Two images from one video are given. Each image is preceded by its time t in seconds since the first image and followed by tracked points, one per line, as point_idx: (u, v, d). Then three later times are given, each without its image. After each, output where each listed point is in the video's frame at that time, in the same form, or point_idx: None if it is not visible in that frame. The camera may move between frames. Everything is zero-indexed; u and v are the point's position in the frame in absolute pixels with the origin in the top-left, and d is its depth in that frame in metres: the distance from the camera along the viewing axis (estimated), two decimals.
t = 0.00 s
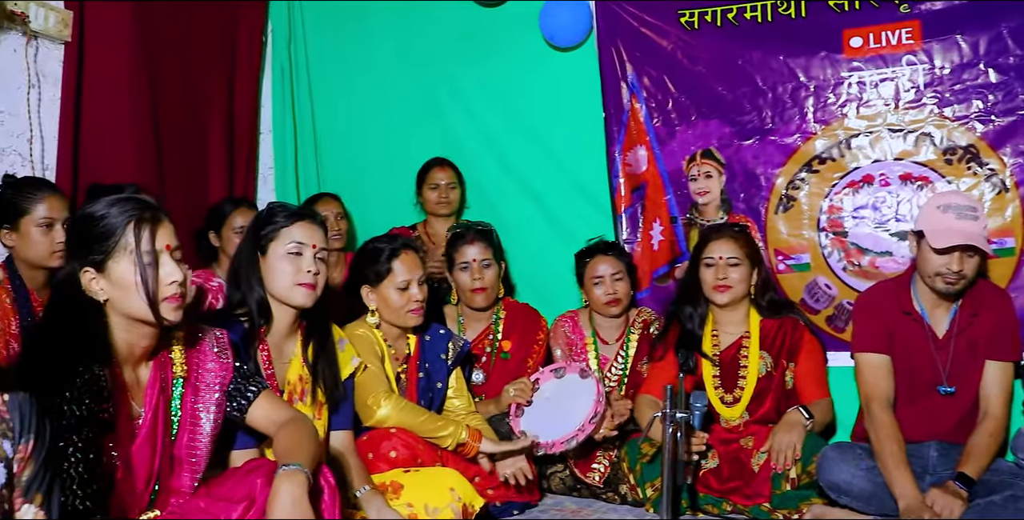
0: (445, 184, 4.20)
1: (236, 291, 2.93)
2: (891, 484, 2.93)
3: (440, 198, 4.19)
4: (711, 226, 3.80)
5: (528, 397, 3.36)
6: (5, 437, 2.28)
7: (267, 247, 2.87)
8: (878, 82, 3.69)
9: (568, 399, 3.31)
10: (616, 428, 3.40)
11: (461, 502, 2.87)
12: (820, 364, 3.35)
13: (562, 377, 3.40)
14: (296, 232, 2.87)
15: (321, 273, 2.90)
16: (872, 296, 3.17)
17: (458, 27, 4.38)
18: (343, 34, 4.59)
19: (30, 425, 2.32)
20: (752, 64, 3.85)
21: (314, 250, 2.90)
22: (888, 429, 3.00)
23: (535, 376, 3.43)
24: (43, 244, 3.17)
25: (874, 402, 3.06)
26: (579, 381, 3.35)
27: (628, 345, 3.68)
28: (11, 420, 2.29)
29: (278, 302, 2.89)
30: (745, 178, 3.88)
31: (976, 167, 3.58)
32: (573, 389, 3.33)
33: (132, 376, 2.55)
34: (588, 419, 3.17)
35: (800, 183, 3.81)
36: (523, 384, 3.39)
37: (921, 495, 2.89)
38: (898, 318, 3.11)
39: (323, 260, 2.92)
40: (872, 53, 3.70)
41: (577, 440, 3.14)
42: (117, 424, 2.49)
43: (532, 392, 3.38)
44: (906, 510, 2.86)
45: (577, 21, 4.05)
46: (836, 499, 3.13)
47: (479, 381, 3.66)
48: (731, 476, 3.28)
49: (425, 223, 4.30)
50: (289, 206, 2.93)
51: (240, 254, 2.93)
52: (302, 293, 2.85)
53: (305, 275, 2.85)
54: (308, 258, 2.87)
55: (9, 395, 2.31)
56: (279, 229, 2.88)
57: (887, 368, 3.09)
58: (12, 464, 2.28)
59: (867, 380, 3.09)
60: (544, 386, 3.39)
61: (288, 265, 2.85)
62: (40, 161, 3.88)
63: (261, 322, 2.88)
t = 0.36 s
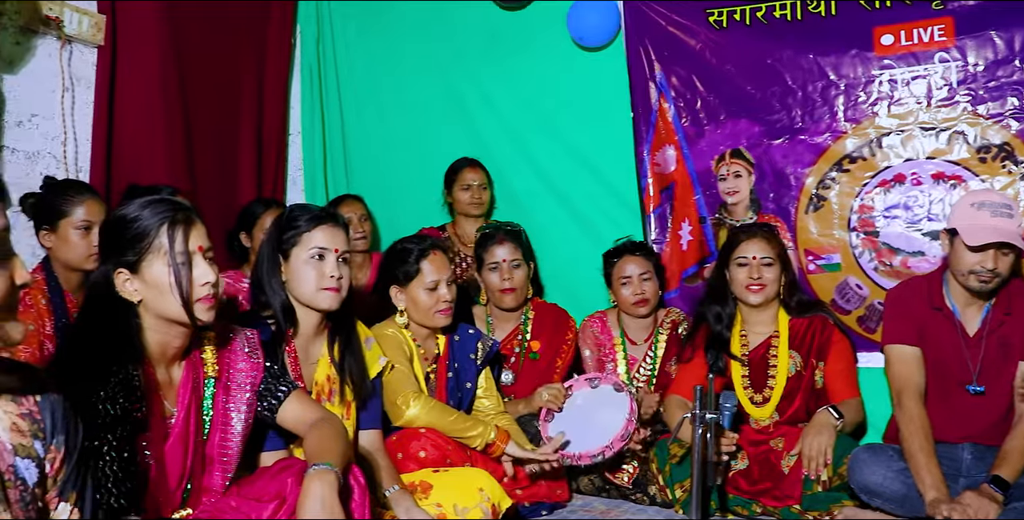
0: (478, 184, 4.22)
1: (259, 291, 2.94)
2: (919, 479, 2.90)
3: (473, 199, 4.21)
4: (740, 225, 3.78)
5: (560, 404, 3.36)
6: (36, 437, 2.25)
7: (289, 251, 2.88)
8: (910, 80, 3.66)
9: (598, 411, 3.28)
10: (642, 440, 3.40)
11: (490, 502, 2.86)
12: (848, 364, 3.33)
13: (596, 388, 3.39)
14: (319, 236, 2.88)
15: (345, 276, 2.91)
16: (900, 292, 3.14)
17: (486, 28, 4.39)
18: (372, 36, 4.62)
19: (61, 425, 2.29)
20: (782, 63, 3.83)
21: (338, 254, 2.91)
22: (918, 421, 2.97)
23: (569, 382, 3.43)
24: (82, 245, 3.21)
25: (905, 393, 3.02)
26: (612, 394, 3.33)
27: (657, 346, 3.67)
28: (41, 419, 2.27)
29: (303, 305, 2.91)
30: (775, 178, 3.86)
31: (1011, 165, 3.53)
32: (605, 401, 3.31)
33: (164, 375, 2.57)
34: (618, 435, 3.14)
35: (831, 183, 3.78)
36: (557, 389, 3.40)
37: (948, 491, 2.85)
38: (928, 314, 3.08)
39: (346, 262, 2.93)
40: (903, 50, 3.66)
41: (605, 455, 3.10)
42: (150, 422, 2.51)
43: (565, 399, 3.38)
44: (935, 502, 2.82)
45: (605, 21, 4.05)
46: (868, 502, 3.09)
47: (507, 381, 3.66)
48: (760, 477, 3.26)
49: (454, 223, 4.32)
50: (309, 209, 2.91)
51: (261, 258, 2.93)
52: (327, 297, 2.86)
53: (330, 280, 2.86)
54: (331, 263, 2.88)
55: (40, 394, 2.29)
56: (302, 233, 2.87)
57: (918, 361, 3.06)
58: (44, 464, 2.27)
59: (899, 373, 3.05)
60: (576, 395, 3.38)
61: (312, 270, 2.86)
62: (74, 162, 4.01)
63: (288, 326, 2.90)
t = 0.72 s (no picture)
0: (482, 186, 4.21)
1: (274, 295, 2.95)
2: (935, 483, 2.85)
3: (479, 201, 4.21)
4: (759, 225, 3.78)
5: (577, 401, 3.40)
6: (69, 432, 2.02)
7: (299, 253, 2.89)
8: (930, 78, 3.63)
9: (620, 403, 3.44)
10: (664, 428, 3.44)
11: (509, 502, 2.86)
12: (869, 364, 3.31)
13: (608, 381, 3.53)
14: (327, 235, 2.88)
15: (357, 272, 2.92)
16: (920, 291, 3.13)
17: (504, 28, 4.39)
18: (390, 36, 4.63)
19: (95, 420, 2.06)
20: (801, 62, 3.81)
21: (348, 251, 2.91)
22: (936, 424, 2.93)
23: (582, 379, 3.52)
24: (102, 248, 3.24)
25: (923, 395, 2.99)
26: (626, 387, 3.51)
27: (676, 346, 3.66)
28: (75, 414, 2.04)
29: (318, 306, 2.92)
30: (794, 177, 3.84)
31: None
32: (621, 394, 3.47)
33: (185, 375, 2.58)
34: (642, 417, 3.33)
35: (850, 182, 3.76)
36: (574, 386, 3.42)
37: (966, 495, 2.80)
38: (946, 316, 3.06)
39: (357, 258, 2.94)
40: (924, 48, 3.63)
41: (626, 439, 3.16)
42: (172, 422, 2.54)
43: (581, 394, 3.41)
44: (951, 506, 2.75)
45: (623, 20, 4.04)
46: (888, 503, 3.06)
47: (525, 382, 3.67)
48: (780, 478, 3.24)
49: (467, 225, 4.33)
50: (315, 208, 2.92)
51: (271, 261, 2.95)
52: (342, 294, 2.87)
53: (342, 277, 2.87)
54: (342, 261, 2.89)
55: (72, 391, 2.06)
56: (310, 233, 2.89)
57: (938, 364, 3.03)
58: (76, 460, 2.03)
59: (919, 376, 3.03)
60: (591, 389, 3.48)
61: (323, 269, 2.87)
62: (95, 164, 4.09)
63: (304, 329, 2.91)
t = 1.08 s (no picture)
0: (493, 187, 4.21)
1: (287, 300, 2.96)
2: (956, 478, 2.81)
3: (490, 202, 4.21)
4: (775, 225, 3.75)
5: (589, 399, 3.34)
6: (89, 435, 2.02)
7: (307, 262, 2.90)
8: (948, 77, 3.60)
9: (629, 403, 3.23)
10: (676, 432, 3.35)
11: (524, 502, 2.85)
12: (886, 365, 3.30)
13: (622, 378, 3.34)
14: (331, 241, 2.87)
15: (367, 276, 2.91)
16: (938, 290, 3.10)
17: (518, 28, 4.39)
18: (405, 36, 4.64)
19: (114, 424, 2.07)
20: (817, 61, 3.80)
21: (354, 255, 2.90)
22: (953, 419, 2.90)
23: (597, 377, 3.41)
24: (118, 250, 3.26)
25: (939, 393, 2.96)
26: (640, 383, 3.28)
27: (691, 345, 3.65)
28: (94, 418, 2.04)
29: (331, 312, 2.92)
30: (810, 177, 3.82)
31: None
32: (632, 390, 3.27)
33: (201, 375, 2.59)
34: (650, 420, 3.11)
35: (867, 182, 3.74)
36: (585, 385, 3.37)
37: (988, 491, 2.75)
38: (964, 315, 3.03)
39: (365, 259, 2.93)
40: (941, 46, 3.61)
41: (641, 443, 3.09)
42: (188, 422, 2.56)
43: (594, 393, 3.35)
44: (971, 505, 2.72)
45: (637, 20, 4.03)
46: (905, 505, 3.02)
47: (541, 381, 3.65)
48: (796, 479, 3.25)
49: (479, 226, 4.33)
50: (320, 213, 2.91)
51: (282, 269, 2.96)
52: (352, 300, 2.87)
53: (350, 283, 2.87)
54: (349, 266, 2.88)
55: (92, 394, 2.07)
56: (316, 241, 2.88)
57: (955, 363, 3.01)
58: (95, 462, 2.03)
59: (934, 373, 3.01)
60: (604, 388, 3.35)
61: (331, 277, 2.86)
62: (113, 166, 4.10)
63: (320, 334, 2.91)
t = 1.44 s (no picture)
0: (534, 185, 4.24)
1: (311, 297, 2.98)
2: (975, 480, 2.79)
3: (528, 198, 4.22)
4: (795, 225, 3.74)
5: (613, 405, 3.33)
6: (109, 436, 1.98)
7: (330, 260, 2.91)
8: (971, 75, 3.57)
9: (652, 415, 3.24)
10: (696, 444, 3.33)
11: (544, 502, 2.85)
12: (910, 369, 3.28)
13: (650, 389, 3.35)
14: (355, 240, 2.88)
15: (389, 276, 2.91)
16: (961, 291, 3.07)
17: (537, 28, 4.39)
18: (424, 36, 4.64)
19: (134, 425, 2.02)
20: (838, 60, 3.78)
21: (376, 254, 2.90)
22: (973, 420, 2.88)
23: (622, 383, 3.40)
24: (139, 250, 3.28)
25: (960, 394, 2.94)
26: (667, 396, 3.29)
27: (711, 346, 3.64)
28: (115, 419, 2.01)
29: (354, 311, 2.94)
30: (831, 177, 3.80)
31: None
32: (658, 402, 3.28)
33: (223, 375, 2.60)
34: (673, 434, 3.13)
35: (888, 181, 3.72)
36: (610, 390, 3.35)
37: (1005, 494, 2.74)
38: (989, 315, 2.99)
39: (388, 260, 2.93)
40: (964, 44, 3.58)
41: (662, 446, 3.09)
42: (212, 421, 2.56)
43: (618, 400, 3.34)
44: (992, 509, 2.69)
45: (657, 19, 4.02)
46: (928, 507, 3.01)
47: (559, 381, 3.68)
48: (818, 480, 3.20)
49: (505, 224, 4.35)
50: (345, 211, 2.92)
51: (307, 268, 2.98)
52: (374, 298, 2.88)
53: (371, 282, 2.88)
54: (371, 265, 2.89)
55: (112, 398, 2.03)
56: (340, 239, 2.89)
57: (974, 363, 2.99)
58: (114, 463, 1.98)
59: (955, 373, 2.99)
60: (630, 395, 3.35)
61: (353, 275, 2.88)
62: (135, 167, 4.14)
63: (344, 331, 2.94)
